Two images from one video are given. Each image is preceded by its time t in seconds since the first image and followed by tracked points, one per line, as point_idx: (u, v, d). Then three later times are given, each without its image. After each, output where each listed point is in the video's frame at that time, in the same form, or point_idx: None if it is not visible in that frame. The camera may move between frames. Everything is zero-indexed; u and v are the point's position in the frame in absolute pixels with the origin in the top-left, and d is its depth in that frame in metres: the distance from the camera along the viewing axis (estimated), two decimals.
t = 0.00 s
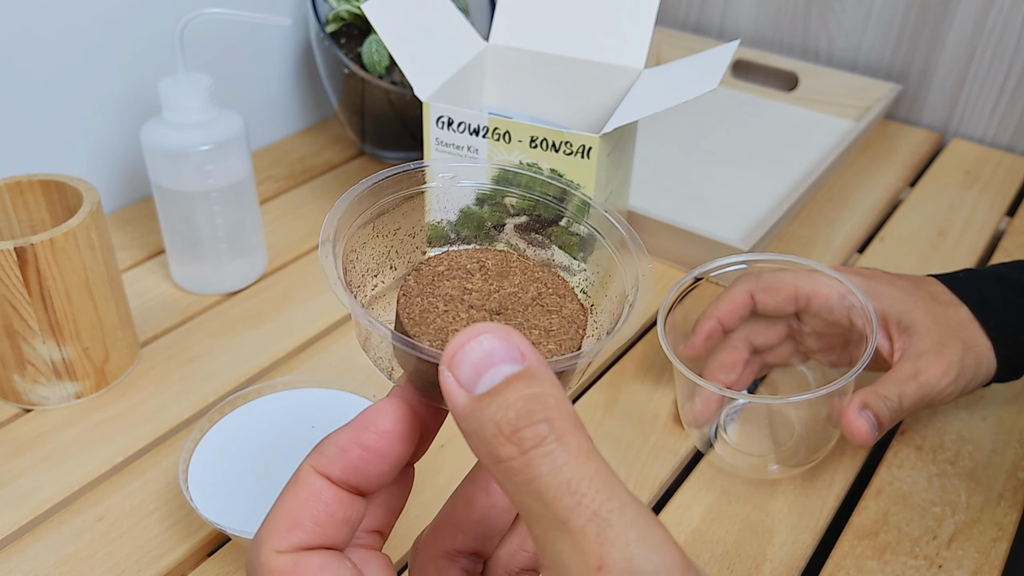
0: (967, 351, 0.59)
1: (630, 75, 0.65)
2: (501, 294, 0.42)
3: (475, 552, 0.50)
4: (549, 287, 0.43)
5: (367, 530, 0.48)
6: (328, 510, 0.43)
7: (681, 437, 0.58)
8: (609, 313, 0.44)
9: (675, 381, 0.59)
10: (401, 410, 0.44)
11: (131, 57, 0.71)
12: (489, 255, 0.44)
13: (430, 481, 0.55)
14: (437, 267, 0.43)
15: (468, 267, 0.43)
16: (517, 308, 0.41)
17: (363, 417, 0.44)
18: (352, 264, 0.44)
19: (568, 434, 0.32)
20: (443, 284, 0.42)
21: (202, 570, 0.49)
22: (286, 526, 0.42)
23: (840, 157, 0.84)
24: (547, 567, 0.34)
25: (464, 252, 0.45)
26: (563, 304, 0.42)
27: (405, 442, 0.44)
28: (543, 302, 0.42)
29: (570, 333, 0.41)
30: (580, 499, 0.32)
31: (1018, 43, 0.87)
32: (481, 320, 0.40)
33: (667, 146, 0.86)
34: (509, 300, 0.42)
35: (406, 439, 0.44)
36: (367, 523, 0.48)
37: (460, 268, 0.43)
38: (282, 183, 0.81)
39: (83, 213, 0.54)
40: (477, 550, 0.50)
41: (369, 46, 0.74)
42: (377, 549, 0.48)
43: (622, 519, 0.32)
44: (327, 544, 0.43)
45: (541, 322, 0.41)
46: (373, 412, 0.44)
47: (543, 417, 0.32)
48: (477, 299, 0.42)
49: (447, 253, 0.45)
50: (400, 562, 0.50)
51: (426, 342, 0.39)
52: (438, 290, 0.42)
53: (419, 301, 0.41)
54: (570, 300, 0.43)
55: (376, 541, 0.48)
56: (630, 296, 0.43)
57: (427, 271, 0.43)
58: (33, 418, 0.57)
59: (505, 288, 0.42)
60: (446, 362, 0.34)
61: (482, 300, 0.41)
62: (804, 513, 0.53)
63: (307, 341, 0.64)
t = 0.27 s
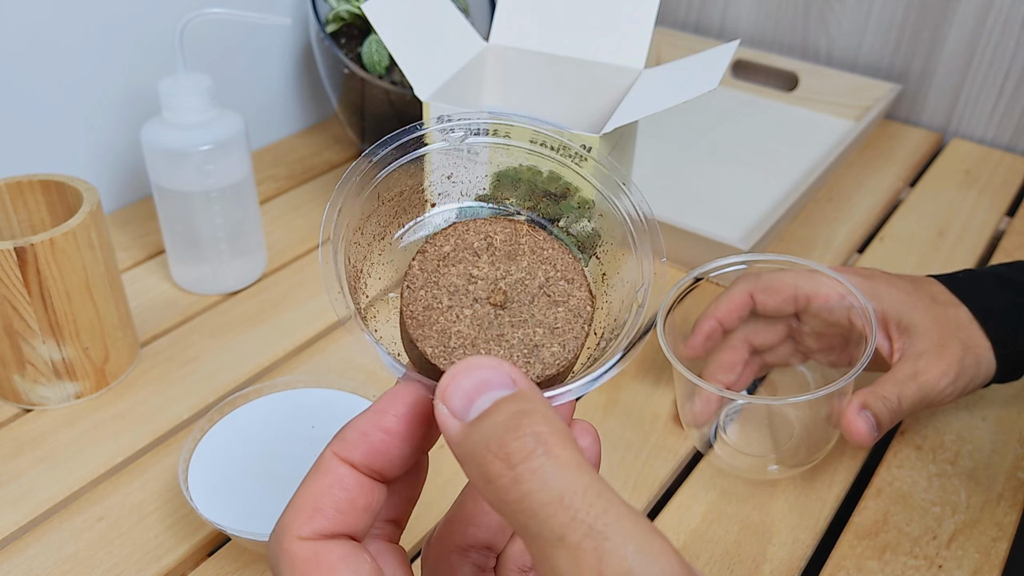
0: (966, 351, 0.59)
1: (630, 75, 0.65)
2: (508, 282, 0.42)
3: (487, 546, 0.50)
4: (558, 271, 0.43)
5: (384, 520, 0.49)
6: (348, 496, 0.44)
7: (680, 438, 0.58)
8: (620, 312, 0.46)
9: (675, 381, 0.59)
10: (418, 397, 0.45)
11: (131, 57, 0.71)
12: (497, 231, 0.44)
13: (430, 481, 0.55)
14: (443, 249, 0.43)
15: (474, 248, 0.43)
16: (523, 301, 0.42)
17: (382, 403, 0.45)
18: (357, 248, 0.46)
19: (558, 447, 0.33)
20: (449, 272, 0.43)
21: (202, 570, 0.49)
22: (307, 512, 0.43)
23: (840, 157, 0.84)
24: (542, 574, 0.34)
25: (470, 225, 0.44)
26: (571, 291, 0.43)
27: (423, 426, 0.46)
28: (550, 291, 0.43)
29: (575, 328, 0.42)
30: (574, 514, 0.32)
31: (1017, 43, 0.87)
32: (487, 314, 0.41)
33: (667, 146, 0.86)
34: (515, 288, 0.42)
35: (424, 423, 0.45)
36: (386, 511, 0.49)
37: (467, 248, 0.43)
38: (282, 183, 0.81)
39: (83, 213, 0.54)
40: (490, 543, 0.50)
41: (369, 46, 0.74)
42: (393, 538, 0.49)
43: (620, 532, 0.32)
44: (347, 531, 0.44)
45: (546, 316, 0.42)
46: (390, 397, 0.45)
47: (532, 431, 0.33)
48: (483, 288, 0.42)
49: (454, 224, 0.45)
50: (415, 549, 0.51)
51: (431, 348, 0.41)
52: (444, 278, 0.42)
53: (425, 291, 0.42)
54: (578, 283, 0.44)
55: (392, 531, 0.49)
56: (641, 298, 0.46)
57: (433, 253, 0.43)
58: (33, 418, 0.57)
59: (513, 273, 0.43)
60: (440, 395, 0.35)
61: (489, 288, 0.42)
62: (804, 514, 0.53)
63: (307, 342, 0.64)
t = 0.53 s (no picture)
0: (966, 351, 0.59)
1: (629, 75, 0.65)
2: (533, 279, 0.44)
3: (500, 538, 0.48)
4: (584, 270, 0.44)
5: (399, 507, 0.49)
6: (361, 483, 0.44)
7: (680, 437, 0.58)
8: (650, 312, 0.44)
9: (675, 381, 0.59)
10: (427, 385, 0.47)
11: (130, 57, 0.71)
12: (527, 222, 0.45)
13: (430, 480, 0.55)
14: (470, 238, 0.45)
15: (503, 239, 0.44)
16: (547, 301, 0.43)
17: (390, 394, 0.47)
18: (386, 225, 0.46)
19: (556, 444, 0.32)
20: (475, 265, 0.44)
21: (202, 570, 0.49)
22: (318, 498, 0.43)
23: (840, 157, 0.84)
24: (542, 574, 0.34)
25: (502, 215, 0.45)
26: (597, 293, 0.44)
27: (429, 416, 0.47)
28: (575, 293, 0.44)
29: (596, 334, 0.43)
30: (574, 512, 0.32)
31: (1018, 42, 0.87)
32: (509, 313, 0.43)
33: (667, 146, 0.86)
34: (541, 286, 0.44)
35: (429, 412, 0.47)
36: (398, 501, 0.49)
37: (495, 238, 0.45)
38: (281, 183, 0.81)
39: (83, 213, 0.54)
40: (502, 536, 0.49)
41: (369, 46, 0.74)
42: (411, 524, 0.49)
43: (620, 529, 0.32)
44: (358, 519, 0.44)
45: (569, 320, 0.43)
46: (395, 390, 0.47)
47: (530, 429, 0.33)
48: (509, 284, 0.43)
49: (485, 211, 0.46)
50: (431, 533, 0.51)
51: (449, 347, 0.43)
52: (470, 271, 0.44)
53: (451, 283, 0.44)
54: (606, 285, 0.45)
55: (410, 516, 0.49)
56: (665, 308, 0.43)
57: (460, 241, 0.45)
58: (33, 418, 0.57)
59: (540, 269, 0.44)
60: (447, 410, 0.36)
61: (514, 285, 0.43)
62: (804, 513, 0.53)
63: (307, 342, 0.64)
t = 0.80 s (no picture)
0: (968, 351, 0.58)
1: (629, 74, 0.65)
2: (535, 280, 0.44)
3: (501, 539, 0.48)
4: (586, 271, 0.45)
5: (400, 507, 0.49)
6: (363, 482, 0.44)
7: (681, 438, 0.57)
8: (651, 312, 0.44)
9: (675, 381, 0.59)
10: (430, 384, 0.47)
11: (128, 56, 0.71)
12: (529, 223, 0.45)
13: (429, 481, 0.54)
14: (472, 238, 0.45)
15: (505, 239, 0.45)
16: (548, 301, 0.44)
17: (393, 393, 0.47)
18: (389, 222, 0.45)
19: (556, 445, 0.32)
20: (476, 266, 0.44)
21: (200, 571, 0.49)
22: (319, 498, 0.43)
23: (841, 156, 0.83)
24: (542, 575, 0.33)
25: (504, 216, 0.46)
26: (598, 294, 0.44)
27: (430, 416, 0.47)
28: (576, 294, 0.44)
29: (597, 336, 0.44)
30: (574, 512, 0.31)
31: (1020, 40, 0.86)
32: (510, 314, 0.43)
33: (667, 146, 0.86)
34: (542, 286, 0.44)
35: (430, 413, 0.47)
36: (400, 500, 0.49)
37: (496, 238, 0.45)
38: (281, 182, 0.81)
39: (82, 213, 0.54)
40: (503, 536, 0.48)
41: (369, 45, 0.73)
42: (412, 525, 0.49)
43: (619, 529, 0.31)
44: (359, 519, 0.44)
45: (570, 321, 0.44)
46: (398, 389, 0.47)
47: (529, 430, 0.33)
48: (510, 284, 0.44)
49: (487, 212, 0.46)
50: (432, 532, 0.51)
51: (450, 348, 0.43)
52: (471, 271, 0.44)
53: (452, 283, 0.44)
54: (607, 285, 0.45)
55: (411, 517, 0.49)
56: (666, 308, 0.43)
57: (462, 241, 0.45)
58: (32, 418, 0.57)
59: (541, 270, 0.44)
60: (447, 411, 0.36)
61: (515, 285, 0.44)
62: (805, 514, 0.53)
63: (306, 341, 0.64)
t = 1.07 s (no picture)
0: (968, 351, 0.58)
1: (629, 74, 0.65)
2: (534, 283, 0.44)
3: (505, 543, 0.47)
4: (586, 273, 0.45)
5: (401, 512, 0.49)
6: (361, 487, 0.44)
7: (681, 438, 0.57)
8: (652, 312, 0.44)
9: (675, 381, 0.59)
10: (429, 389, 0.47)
11: (127, 56, 0.71)
12: (528, 226, 0.45)
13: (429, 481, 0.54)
14: (472, 242, 0.45)
15: (504, 243, 0.45)
16: (548, 305, 0.44)
17: (392, 397, 0.47)
18: (388, 228, 0.45)
19: (550, 452, 0.32)
20: (475, 270, 0.45)
21: (200, 572, 0.49)
22: (319, 503, 0.43)
23: (841, 156, 0.83)
24: None
25: (504, 219, 0.46)
26: (599, 296, 0.44)
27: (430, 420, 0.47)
28: (576, 297, 0.44)
29: (597, 338, 0.44)
30: (568, 519, 0.31)
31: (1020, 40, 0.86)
32: (509, 318, 0.44)
33: (667, 146, 0.86)
34: (541, 289, 0.44)
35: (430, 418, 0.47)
36: (401, 504, 0.49)
37: (496, 242, 0.45)
38: (281, 182, 0.81)
39: (82, 213, 0.54)
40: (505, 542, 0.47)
41: (369, 45, 0.73)
42: (414, 529, 0.49)
43: (614, 535, 0.31)
44: (359, 524, 0.44)
45: (570, 324, 0.44)
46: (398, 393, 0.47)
47: (523, 437, 0.32)
48: (509, 288, 0.44)
49: (487, 216, 0.46)
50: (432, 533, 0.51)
51: (449, 353, 0.43)
52: (470, 275, 0.45)
53: (451, 288, 0.44)
54: (607, 287, 0.45)
55: (413, 521, 0.49)
56: (667, 306, 0.43)
57: (462, 246, 0.45)
58: (31, 418, 0.57)
59: (540, 273, 0.44)
60: (443, 417, 0.36)
61: (515, 289, 0.44)
62: (805, 515, 0.53)
63: (306, 341, 0.64)
